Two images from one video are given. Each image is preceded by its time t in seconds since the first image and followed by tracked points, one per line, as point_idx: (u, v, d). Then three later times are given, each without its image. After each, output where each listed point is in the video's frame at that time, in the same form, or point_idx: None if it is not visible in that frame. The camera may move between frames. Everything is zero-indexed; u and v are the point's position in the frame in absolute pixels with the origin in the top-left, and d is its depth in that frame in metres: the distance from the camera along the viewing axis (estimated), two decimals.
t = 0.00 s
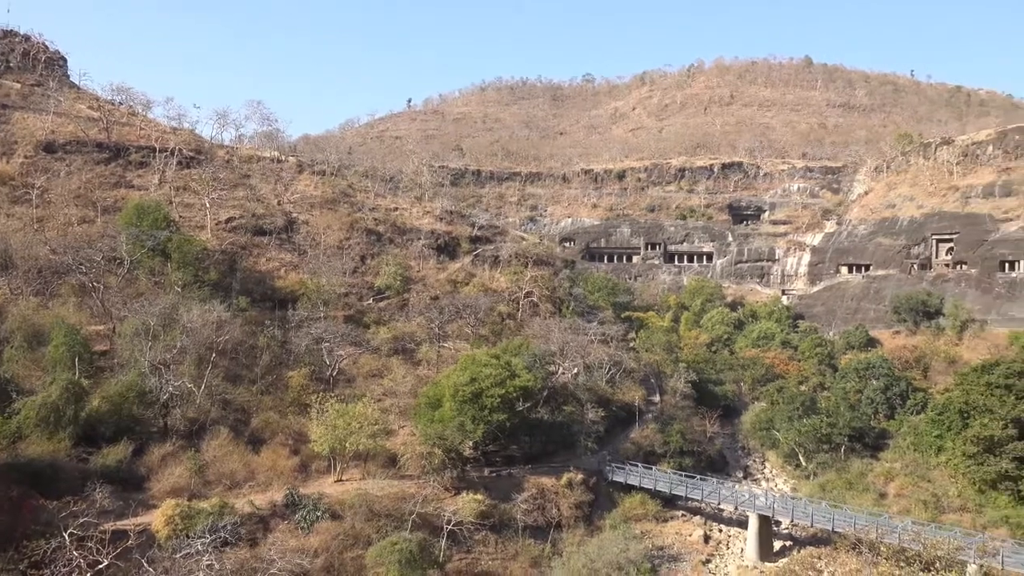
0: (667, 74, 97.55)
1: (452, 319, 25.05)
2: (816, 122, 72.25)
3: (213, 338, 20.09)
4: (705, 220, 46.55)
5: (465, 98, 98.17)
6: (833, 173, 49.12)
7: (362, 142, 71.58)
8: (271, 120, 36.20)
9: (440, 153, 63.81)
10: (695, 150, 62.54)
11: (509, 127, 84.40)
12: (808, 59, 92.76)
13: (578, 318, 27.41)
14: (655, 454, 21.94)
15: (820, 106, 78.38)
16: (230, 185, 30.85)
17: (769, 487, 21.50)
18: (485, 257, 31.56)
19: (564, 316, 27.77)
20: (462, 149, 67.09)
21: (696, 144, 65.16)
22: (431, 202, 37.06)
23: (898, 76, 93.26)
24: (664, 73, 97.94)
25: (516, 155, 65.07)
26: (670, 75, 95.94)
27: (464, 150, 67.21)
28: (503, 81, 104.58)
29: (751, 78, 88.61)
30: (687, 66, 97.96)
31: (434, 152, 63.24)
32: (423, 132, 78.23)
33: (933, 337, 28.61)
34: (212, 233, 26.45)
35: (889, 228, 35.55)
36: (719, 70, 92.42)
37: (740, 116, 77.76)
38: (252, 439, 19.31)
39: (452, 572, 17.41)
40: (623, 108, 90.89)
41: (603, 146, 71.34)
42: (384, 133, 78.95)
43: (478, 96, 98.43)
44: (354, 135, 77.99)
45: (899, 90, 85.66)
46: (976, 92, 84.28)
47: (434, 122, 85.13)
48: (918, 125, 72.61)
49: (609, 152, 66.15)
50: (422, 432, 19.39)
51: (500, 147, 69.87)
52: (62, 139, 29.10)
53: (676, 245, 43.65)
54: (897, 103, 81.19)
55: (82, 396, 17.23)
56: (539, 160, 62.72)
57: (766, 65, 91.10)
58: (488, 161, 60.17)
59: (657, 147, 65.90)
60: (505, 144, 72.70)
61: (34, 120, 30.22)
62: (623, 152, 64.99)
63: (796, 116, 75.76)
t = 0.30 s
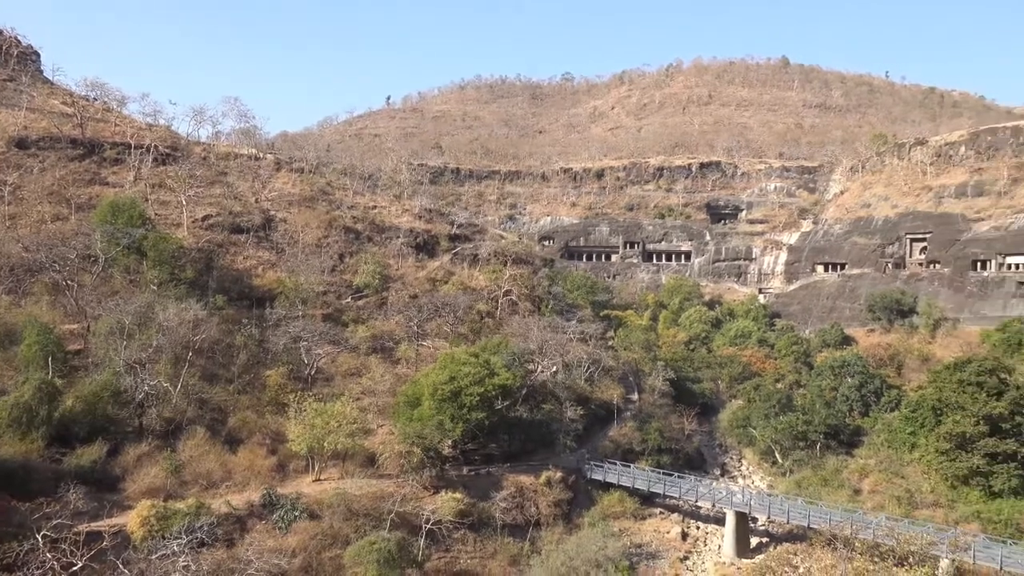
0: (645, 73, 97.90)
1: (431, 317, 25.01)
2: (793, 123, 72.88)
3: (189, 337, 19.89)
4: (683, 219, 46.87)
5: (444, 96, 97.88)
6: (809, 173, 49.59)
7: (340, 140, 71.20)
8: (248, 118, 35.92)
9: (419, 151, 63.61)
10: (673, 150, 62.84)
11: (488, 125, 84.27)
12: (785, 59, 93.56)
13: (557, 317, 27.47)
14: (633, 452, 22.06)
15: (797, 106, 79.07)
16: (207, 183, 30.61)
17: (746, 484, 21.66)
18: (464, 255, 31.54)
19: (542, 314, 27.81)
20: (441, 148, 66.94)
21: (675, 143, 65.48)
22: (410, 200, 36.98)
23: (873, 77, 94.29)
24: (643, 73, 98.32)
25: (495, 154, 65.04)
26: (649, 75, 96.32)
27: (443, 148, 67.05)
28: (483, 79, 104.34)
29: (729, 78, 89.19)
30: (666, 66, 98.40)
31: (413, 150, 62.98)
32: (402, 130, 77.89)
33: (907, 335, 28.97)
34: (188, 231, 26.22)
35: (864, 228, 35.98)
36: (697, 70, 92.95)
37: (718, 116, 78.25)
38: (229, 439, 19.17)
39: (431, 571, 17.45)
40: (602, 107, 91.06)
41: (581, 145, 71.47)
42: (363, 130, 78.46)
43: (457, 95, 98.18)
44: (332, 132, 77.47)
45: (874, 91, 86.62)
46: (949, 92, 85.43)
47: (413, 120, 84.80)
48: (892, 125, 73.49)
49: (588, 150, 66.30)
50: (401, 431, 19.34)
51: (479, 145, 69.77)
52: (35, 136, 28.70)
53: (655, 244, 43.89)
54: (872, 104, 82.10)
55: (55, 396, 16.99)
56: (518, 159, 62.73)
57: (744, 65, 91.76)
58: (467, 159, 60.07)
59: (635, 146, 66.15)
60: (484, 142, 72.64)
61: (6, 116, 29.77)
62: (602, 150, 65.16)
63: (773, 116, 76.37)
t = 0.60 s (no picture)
0: (623, 73, 98.26)
1: (409, 316, 24.94)
2: (768, 123, 73.57)
3: (163, 336, 19.65)
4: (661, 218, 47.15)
5: (422, 94, 97.51)
6: (785, 173, 50.07)
7: (317, 138, 70.71)
8: (224, 114, 35.58)
9: (397, 149, 63.36)
10: (651, 149, 63.18)
11: (466, 123, 84.05)
12: (762, 60, 94.37)
13: (535, 316, 27.50)
14: (610, 450, 22.15)
15: (772, 107, 79.81)
16: (182, 180, 30.31)
17: (722, 482, 21.82)
18: (442, 254, 31.50)
19: (521, 313, 27.84)
20: (419, 146, 66.71)
21: (652, 142, 65.82)
22: (387, 198, 36.86)
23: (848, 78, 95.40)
24: (621, 72, 98.68)
25: (473, 153, 64.98)
26: (627, 74, 96.67)
27: (421, 146, 66.82)
28: (461, 78, 104.09)
29: (706, 78, 89.77)
30: (643, 66, 98.86)
31: (390, 148, 62.64)
32: (379, 128, 77.47)
33: (880, 334, 29.36)
34: (163, 229, 25.94)
35: (839, 228, 36.45)
36: (675, 70, 93.49)
37: (695, 115, 78.73)
38: (204, 439, 18.98)
39: (408, 571, 17.47)
40: (580, 105, 91.17)
41: (559, 144, 71.59)
42: (340, 128, 77.90)
43: (435, 93, 97.84)
44: (310, 130, 76.84)
45: (849, 92, 87.65)
46: (921, 94, 86.71)
47: (391, 118, 84.38)
48: (866, 126, 74.39)
49: (566, 149, 66.44)
50: (378, 430, 19.28)
51: (457, 144, 69.63)
52: (5, 132, 28.22)
53: (633, 243, 44.08)
54: (847, 105, 83.12)
55: (26, 396, 16.67)
56: (496, 157, 62.75)
57: (721, 66, 92.43)
58: (445, 157, 59.96)
59: (613, 145, 66.38)
60: (462, 140, 72.52)
61: None
62: (580, 149, 65.34)
63: (749, 116, 77.00)
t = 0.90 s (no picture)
0: (600, 73, 98.56)
1: (386, 315, 24.87)
2: (744, 123, 74.22)
3: (137, 335, 19.39)
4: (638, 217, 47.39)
5: (399, 92, 97.05)
6: (760, 173, 50.55)
7: (293, 136, 70.17)
8: (198, 112, 35.23)
9: (374, 147, 63.03)
10: (628, 149, 63.50)
11: (443, 122, 83.80)
12: (737, 61, 95.19)
13: (512, 315, 27.51)
14: (587, 449, 22.21)
15: (748, 107, 80.53)
16: (156, 178, 29.97)
17: (698, 479, 21.96)
18: (419, 253, 31.40)
19: (498, 312, 27.83)
20: (396, 144, 66.43)
21: (629, 142, 66.11)
22: (364, 197, 36.69)
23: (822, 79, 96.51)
24: (598, 72, 99.06)
25: (450, 152, 64.82)
26: (605, 74, 97.05)
27: (398, 145, 66.54)
28: (439, 76, 103.82)
29: (683, 78, 90.31)
30: (620, 66, 99.28)
31: (367, 147, 62.33)
32: (356, 126, 76.96)
33: (853, 332, 29.79)
34: (136, 227, 25.64)
35: (813, 228, 36.87)
36: (652, 70, 93.98)
37: (672, 115, 79.18)
38: (179, 440, 18.78)
39: (385, 571, 17.44)
40: (558, 105, 91.26)
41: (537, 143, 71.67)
42: (317, 126, 77.33)
43: (412, 91, 97.36)
44: (286, 128, 76.22)
45: (823, 93, 88.67)
46: (893, 96, 87.97)
47: (368, 115, 83.87)
48: (839, 127, 75.31)
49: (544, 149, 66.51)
50: (355, 429, 19.20)
51: (435, 142, 69.44)
52: None
53: (610, 242, 44.24)
54: (821, 106, 84.13)
55: None
56: (473, 157, 62.71)
57: (698, 66, 93.08)
58: (423, 156, 59.78)
59: (591, 145, 66.59)
60: (440, 139, 72.33)
61: None
62: (557, 149, 65.45)
63: (725, 117, 77.61)
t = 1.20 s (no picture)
0: (579, 74, 98.73)
1: (364, 315, 24.80)
2: (722, 124, 74.78)
3: (110, 335, 19.14)
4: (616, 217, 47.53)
5: (377, 91, 96.54)
6: (737, 174, 50.96)
7: (270, 134, 69.63)
8: (173, 109, 34.87)
9: (352, 146, 62.71)
10: (607, 149, 63.75)
11: (422, 121, 83.53)
12: (715, 62, 95.91)
13: (490, 314, 27.49)
14: (566, 448, 22.25)
15: (725, 108, 81.12)
16: (130, 176, 29.62)
17: (676, 478, 22.06)
18: (397, 253, 31.30)
19: (477, 312, 27.81)
20: (373, 143, 66.15)
21: (607, 142, 66.33)
22: (342, 196, 36.52)
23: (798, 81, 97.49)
24: (577, 72, 99.30)
25: (428, 151, 64.63)
26: (583, 74, 97.32)
27: (376, 144, 66.26)
28: (418, 75, 103.48)
29: (661, 79, 90.73)
30: (599, 66, 99.57)
31: (344, 145, 61.99)
32: (334, 124, 76.43)
33: (829, 332, 30.22)
34: (109, 225, 25.33)
35: (789, 228, 37.22)
36: (630, 70, 94.36)
37: (650, 116, 79.55)
38: (153, 440, 18.56)
39: (363, 571, 17.37)
40: (537, 104, 91.25)
41: (516, 143, 71.71)
42: (294, 124, 76.75)
43: (390, 89, 96.87)
44: (263, 126, 75.57)
45: (799, 95, 89.53)
46: (868, 98, 89.02)
47: (346, 114, 83.35)
48: (815, 128, 76.13)
49: (522, 148, 66.57)
50: (332, 429, 19.10)
51: (414, 141, 69.24)
52: None
53: (588, 242, 44.39)
54: (797, 107, 84.98)
55: None
56: (451, 156, 62.58)
57: (675, 67, 93.62)
58: (400, 155, 59.57)
59: (569, 144, 66.72)
60: (419, 138, 72.14)
61: None
62: (536, 148, 65.52)
63: (702, 117, 78.13)
